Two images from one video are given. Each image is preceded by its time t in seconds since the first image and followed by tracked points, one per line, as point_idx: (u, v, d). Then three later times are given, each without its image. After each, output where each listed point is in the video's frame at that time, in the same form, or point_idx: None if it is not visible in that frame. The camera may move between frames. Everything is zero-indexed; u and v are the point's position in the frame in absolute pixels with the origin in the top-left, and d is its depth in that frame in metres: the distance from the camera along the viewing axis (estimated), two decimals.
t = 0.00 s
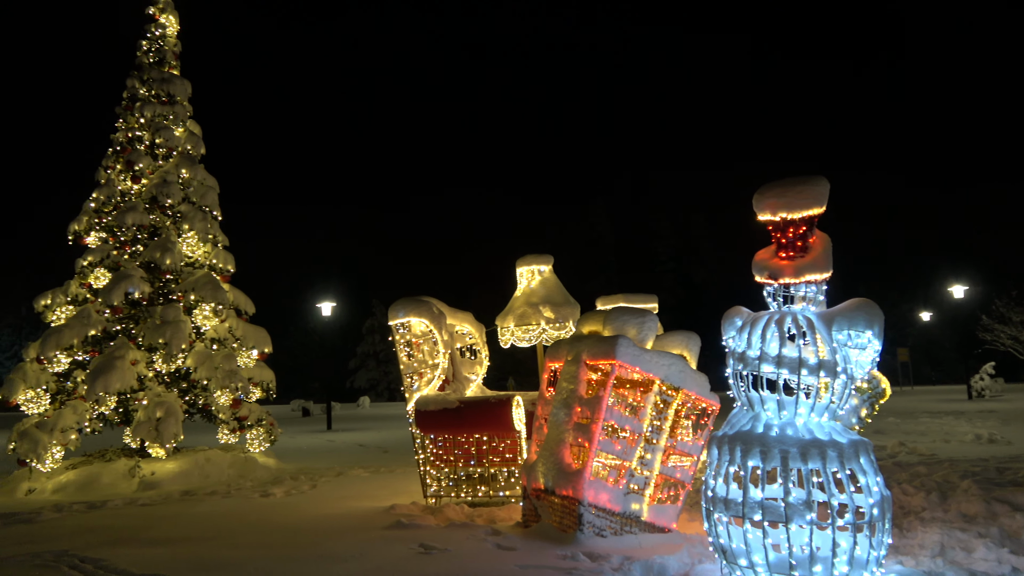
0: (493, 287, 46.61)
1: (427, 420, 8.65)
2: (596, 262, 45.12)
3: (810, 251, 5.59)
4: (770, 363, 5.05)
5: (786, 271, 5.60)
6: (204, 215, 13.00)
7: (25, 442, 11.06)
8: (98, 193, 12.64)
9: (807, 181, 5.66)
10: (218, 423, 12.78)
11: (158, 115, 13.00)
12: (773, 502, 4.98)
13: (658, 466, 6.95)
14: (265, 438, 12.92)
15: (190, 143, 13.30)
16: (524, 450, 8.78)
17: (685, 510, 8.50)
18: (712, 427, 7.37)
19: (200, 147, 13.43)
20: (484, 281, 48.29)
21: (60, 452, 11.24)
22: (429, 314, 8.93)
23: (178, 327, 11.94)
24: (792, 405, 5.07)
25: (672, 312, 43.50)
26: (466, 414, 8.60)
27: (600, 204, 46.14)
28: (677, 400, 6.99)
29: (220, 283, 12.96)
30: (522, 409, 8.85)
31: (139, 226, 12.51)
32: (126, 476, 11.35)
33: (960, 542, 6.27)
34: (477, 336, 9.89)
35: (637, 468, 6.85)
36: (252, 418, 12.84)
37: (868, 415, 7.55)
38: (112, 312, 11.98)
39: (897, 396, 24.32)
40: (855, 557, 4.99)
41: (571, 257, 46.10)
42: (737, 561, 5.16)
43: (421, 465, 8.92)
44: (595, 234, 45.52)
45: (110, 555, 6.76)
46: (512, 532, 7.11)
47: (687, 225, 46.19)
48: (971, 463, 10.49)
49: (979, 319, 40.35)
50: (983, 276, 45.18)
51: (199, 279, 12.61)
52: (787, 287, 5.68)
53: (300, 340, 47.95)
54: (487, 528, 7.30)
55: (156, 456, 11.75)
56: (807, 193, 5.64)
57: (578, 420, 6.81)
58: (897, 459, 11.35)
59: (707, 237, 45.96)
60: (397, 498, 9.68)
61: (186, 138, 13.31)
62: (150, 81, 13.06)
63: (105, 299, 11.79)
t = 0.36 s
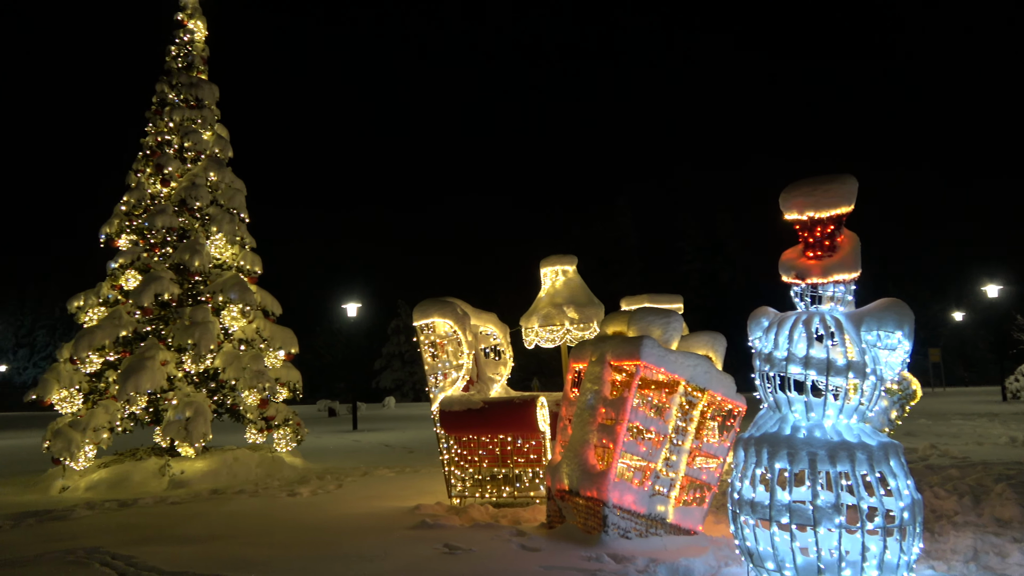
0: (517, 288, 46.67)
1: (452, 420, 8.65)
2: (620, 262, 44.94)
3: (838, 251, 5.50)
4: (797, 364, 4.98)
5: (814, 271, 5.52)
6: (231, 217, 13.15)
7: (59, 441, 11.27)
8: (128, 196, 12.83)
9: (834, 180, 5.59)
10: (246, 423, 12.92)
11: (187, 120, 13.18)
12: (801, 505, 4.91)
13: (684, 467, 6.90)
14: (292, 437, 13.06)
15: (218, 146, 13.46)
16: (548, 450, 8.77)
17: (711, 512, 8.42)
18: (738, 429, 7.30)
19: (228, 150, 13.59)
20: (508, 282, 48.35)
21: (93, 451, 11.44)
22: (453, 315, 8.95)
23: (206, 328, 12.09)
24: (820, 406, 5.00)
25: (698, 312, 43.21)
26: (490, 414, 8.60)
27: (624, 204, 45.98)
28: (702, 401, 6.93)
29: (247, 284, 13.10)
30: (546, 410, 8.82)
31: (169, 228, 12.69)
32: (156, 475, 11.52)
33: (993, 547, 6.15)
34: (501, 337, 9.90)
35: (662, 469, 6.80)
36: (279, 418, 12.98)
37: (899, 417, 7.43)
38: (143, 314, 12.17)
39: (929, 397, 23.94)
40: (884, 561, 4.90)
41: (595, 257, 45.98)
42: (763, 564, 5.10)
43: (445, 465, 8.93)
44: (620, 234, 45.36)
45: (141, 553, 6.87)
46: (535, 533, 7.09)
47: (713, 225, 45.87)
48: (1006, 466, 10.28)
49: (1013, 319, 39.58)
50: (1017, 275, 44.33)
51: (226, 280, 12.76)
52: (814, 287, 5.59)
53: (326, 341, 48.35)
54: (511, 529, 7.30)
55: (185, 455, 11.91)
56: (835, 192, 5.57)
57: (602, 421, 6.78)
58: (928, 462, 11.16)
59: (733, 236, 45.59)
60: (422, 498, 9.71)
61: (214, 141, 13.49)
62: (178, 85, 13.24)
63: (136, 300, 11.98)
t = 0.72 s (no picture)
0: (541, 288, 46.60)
1: (476, 420, 8.67)
2: (644, 262, 44.71)
3: (868, 250, 5.42)
4: (825, 366, 4.92)
5: (843, 271, 5.44)
6: (258, 218, 13.30)
7: (91, 439, 11.46)
8: (158, 198, 13.02)
9: (864, 178, 5.51)
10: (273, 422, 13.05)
11: (215, 122, 13.34)
12: (829, 508, 4.85)
13: (710, 470, 6.84)
14: (318, 437, 13.17)
15: (246, 148, 13.61)
16: (572, 451, 8.76)
17: (737, 514, 8.35)
18: (765, 431, 7.23)
19: (255, 152, 13.74)
20: (532, 282, 48.34)
21: (124, 449, 11.61)
22: (477, 315, 8.97)
23: (234, 328, 12.23)
24: (849, 408, 4.93)
25: (723, 313, 42.87)
26: (514, 414, 8.60)
27: (648, 203, 45.77)
28: (728, 402, 6.87)
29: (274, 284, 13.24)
30: (571, 411, 8.81)
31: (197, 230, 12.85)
32: (185, 473, 11.67)
33: None
34: (525, 337, 9.88)
35: (688, 471, 6.76)
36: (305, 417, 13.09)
37: (930, 420, 7.31)
38: (172, 314, 12.35)
39: (960, 400, 23.54)
40: (916, 566, 4.82)
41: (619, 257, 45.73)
42: (791, 568, 5.04)
43: (470, 465, 8.96)
44: (644, 234, 45.16)
45: (170, 550, 6.94)
46: (560, 533, 7.08)
47: (739, 224, 45.51)
48: None
49: None
50: None
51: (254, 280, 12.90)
52: (843, 288, 5.51)
53: (352, 341, 48.71)
54: (536, 529, 7.28)
55: (213, 453, 12.06)
56: (865, 191, 5.49)
57: (627, 422, 6.75)
58: (960, 465, 10.98)
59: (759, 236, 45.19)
60: (446, 498, 9.74)
61: (242, 143, 13.64)
62: (206, 89, 13.40)
63: (165, 300, 12.15)
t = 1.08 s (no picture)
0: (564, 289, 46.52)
1: (500, 421, 8.67)
2: (668, 263, 44.45)
3: (898, 250, 5.33)
4: (854, 367, 4.84)
5: (872, 271, 5.35)
6: (284, 219, 13.42)
7: (120, 437, 11.62)
8: (185, 200, 13.18)
9: (894, 177, 5.42)
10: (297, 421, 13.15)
11: (241, 125, 13.48)
12: (858, 512, 4.77)
13: (735, 472, 6.78)
14: (341, 436, 13.25)
15: (271, 150, 13.74)
16: (596, 452, 8.71)
17: (764, 517, 8.25)
18: (791, 433, 7.14)
19: (280, 154, 13.86)
20: (555, 283, 48.27)
21: (152, 447, 11.76)
22: (500, 316, 8.93)
23: (260, 328, 12.34)
24: (879, 410, 4.85)
25: (748, 314, 42.48)
26: (537, 415, 8.58)
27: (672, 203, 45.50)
28: (754, 404, 6.80)
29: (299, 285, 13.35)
30: (594, 412, 8.77)
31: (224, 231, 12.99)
32: (212, 471, 11.80)
33: None
34: (548, 338, 9.85)
35: (713, 473, 6.70)
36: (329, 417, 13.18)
37: (961, 422, 7.17)
38: (199, 314, 12.48)
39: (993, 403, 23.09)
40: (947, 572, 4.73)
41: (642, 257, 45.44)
42: (819, 572, 4.96)
43: (493, 465, 8.96)
44: (667, 234, 44.91)
45: (198, 548, 7.01)
46: (583, 535, 7.05)
47: (764, 224, 45.05)
48: None
49: None
50: None
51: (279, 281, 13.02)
52: (872, 288, 5.43)
53: (375, 341, 49.00)
54: (559, 530, 7.26)
55: (239, 452, 12.18)
56: (894, 189, 5.40)
57: (652, 423, 6.70)
58: (993, 469, 10.75)
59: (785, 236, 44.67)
60: (470, 498, 9.75)
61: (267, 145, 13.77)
62: (232, 91, 13.54)
63: (192, 301, 12.29)
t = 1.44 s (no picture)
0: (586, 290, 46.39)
1: (523, 422, 8.66)
2: (691, 263, 44.15)
3: (928, 248, 5.24)
4: (883, 367, 4.77)
5: (901, 270, 5.27)
6: (307, 223, 13.53)
7: (149, 438, 11.78)
8: (211, 204, 13.33)
9: (922, 174, 5.34)
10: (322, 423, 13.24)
11: (265, 129, 13.61)
12: (888, 514, 4.70)
13: (762, 473, 6.71)
14: (366, 437, 13.32)
15: (294, 154, 13.86)
16: (620, 454, 8.68)
17: (791, 519, 8.17)
18: (819, 434, 7.06)
19: (303, 158, 13.97)
20: (577, 284, 48.15)
21: (180, 448, 11.90)
22: (522, 317, 8.88)
23: (285, 330, 12.45)
24: (909, 411, 4.78)
25: (771, 314, 42.06)
26: (561, 416, 8.56)
27: (694, 203, 45.17)
28: (781, 405, 6.74)
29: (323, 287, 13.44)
30: (618, 413, 8.73)
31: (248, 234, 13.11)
32: (238, 472, 11.92)
33: None
34: (571, 338, 9.82)
35: (739, 475, 6.64)
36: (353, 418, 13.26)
37: (993, 423, 7.04)
38: (225, 317, 12.61)
39: None
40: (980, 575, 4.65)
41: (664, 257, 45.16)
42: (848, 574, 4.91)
43: (517, 466, 8.96)
44: (690, 233, 44.60)
45: (225, 548, 7.08)
46: (608, 537, 7.02)
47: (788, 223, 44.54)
48: None
49: None
50: None
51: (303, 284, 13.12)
52: (901, 287, 5.34)
53: (397, 342, 49.20)
54: (584, 532, 7.24)
55: (265, 453, 12.28)
56: (923, 187, 5.32)
57: (676, 425, 6.64)
58: None
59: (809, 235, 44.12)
60: (493, 499, 9.75)
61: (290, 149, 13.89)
62: (257, 96, 13.69)
63: (218, 303, 12.42)
